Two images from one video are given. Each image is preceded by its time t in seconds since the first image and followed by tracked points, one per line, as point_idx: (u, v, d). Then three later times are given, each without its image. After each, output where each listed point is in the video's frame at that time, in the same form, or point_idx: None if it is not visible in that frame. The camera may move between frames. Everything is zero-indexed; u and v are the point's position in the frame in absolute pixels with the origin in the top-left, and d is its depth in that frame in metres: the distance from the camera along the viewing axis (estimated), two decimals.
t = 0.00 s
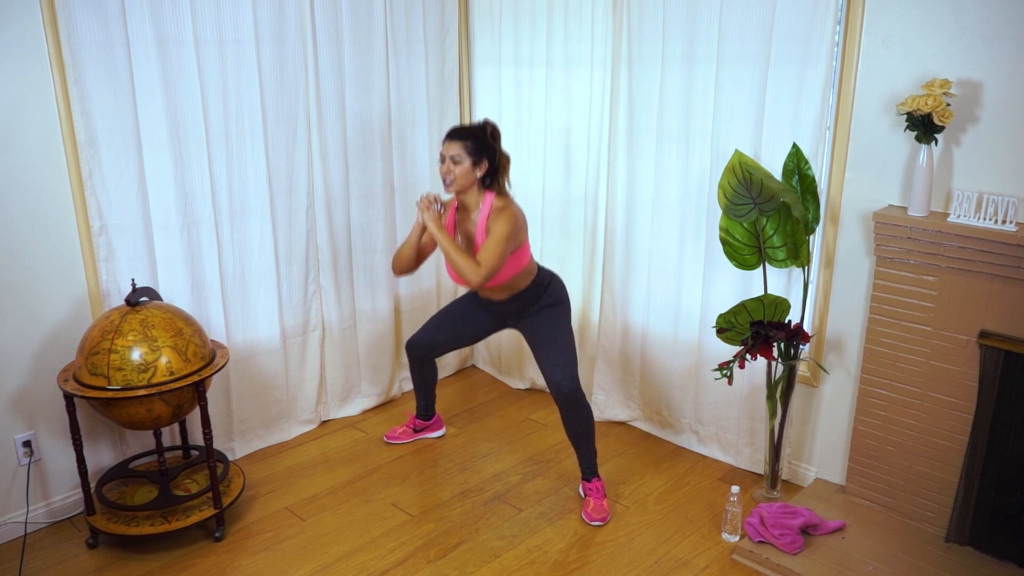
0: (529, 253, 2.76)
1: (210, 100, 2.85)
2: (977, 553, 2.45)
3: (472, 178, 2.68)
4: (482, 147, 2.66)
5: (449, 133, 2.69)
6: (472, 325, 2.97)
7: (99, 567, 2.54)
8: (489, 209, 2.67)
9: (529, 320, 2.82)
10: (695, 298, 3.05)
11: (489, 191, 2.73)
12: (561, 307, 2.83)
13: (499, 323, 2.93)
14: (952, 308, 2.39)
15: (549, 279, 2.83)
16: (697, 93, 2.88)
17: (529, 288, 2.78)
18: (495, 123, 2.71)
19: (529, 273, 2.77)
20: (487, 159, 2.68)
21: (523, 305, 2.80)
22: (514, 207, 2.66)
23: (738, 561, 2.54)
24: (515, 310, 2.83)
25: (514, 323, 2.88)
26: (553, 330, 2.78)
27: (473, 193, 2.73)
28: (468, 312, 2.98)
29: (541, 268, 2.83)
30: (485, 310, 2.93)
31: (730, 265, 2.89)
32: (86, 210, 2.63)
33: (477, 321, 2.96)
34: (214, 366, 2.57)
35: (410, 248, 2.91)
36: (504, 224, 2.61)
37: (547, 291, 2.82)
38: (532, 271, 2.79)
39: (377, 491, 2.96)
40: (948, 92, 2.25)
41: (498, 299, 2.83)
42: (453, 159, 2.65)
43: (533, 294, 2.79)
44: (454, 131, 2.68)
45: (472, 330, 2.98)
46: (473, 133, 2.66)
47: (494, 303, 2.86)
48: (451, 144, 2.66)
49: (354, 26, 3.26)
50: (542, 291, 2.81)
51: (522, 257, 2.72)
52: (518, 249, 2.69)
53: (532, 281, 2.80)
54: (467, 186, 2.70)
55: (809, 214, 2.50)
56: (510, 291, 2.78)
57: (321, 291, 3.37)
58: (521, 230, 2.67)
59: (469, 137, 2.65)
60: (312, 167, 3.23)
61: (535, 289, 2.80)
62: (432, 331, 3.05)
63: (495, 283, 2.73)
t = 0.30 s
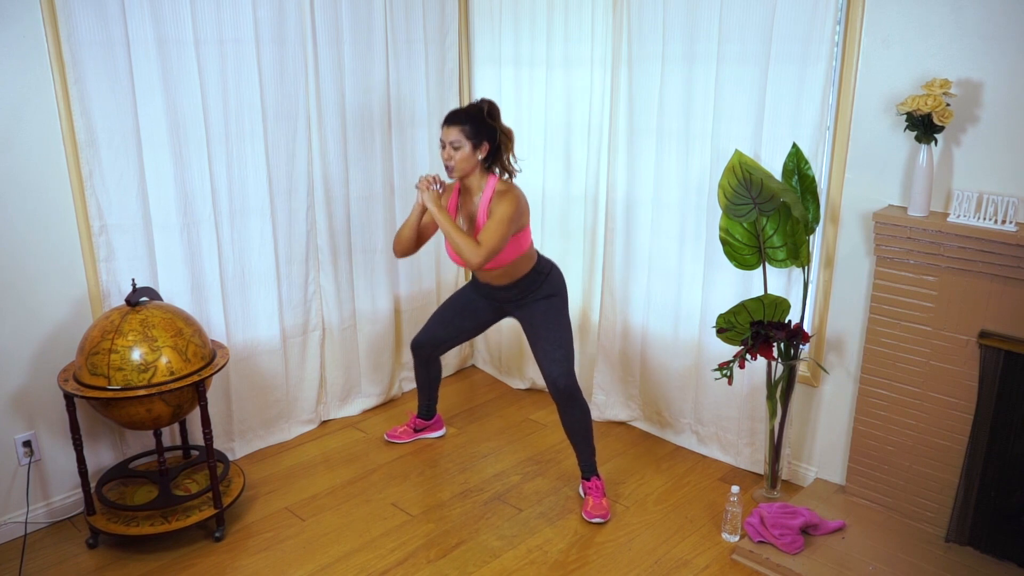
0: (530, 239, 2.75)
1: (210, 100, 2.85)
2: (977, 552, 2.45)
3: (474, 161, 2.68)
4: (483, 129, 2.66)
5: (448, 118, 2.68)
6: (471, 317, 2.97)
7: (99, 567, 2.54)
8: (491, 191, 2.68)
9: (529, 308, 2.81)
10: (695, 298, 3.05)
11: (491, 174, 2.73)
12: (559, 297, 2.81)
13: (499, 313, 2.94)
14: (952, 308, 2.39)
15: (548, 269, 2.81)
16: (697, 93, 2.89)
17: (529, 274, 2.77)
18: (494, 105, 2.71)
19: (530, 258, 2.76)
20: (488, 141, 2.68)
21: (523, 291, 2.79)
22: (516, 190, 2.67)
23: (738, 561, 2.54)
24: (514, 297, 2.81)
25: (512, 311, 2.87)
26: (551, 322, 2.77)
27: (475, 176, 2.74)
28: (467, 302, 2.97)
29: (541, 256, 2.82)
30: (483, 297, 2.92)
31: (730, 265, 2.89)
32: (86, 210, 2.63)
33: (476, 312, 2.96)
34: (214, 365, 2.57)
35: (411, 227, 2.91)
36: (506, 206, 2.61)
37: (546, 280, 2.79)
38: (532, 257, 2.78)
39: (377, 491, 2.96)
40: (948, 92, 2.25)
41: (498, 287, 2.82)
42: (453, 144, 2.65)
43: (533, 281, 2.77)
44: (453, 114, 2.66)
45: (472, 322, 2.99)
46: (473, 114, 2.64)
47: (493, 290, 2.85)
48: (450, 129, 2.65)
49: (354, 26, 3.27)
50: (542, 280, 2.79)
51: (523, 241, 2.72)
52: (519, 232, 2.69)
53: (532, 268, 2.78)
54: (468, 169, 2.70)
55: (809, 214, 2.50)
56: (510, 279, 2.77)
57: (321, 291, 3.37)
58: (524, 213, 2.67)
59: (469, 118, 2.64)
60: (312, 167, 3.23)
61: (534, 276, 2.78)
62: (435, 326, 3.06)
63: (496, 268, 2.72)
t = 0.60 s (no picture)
0: (528, 274, 2.76)
1: (210, 100, 2.85)
2: (977, 553, 2.45)
3: (470, 205, 2.68)
4: (478, 173, 2.66)
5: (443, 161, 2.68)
6: (469, 339, 2.97)
7: (99, 567, 2.54)
8: (488, 233, 2.68)
9: (529, 333, 2.82)
10: (695, 298, 3.05)
11: (488, 215, 2.74)
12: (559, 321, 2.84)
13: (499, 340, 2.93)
14: (952, 308, 2.39)
15: (548, 295, 2.84)
16: (697, 93, 2.89)
17: (528, 307, 2.79)
18: (486, 146, 2.70)
19: (528, 294, 2.78)
20: (483, 184, 2.68)
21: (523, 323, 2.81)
22: (513, 231, 2.67)
23: (738, 561, 2.54)
24: (514, 328, 2.83)
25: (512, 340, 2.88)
26: (551, 342, 2.78)
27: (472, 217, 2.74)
28: (466, 327, 2.98)
29: (539, 285, 2.84)
30: (484, 327, 2.93)
31: (730, 265, 2.89)
32: (86, 210, 2.63)
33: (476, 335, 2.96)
34: (214, 366, 2.57)
35: (407, 266, 2.93)
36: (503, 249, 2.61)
37: (546, 307, 2.82)
38: (531, 290, 2.80)
39: (377, 491, 2.96)
40: (948, 92, 2.25)
41: (497, 320, 2.84)
42: (450, 190, 2.65)
43: (532, 313, 2.80)
44: (447, 159, 2.65)
45: (471, 343, 2.98)
46: (468, 159, 2.64)
47: (492, 321, 2.87)
48: (445, 175, 2.64)
49: (354, 25, 3.26)
50: (542, 307, 2.81)
51: (521, 279, 2.73)
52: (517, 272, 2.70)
53: (531, 300, 2.81)
54: (465, 212, 2.70)
55: (810, 214, 2.50)
56: (509, 313, 2.79)
57: (321, 291, 3.37)
58: (520, 253, 2.68)
59: (464, 163, 2.63)
60: (312, 168, 3.23)
61: (534, 307, 2.80)
62: (429, 338, 3.06)
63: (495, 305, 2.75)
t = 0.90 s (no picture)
0: (530, 248, 2.75)
1: (210, 100, 2.85)
2: (977, 552, 2.45)
3: (472, 175, 2.67)
4: (479, 144, 2.65)
5: (444, 131, 2.67)
6: (471, 322, 2.97)
7: (99, 567, 2.54)
8: (490, 205, 2.67)
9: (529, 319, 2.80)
10: (695, 298, 3.05)
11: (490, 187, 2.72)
12: (559, 303, 2.81)
13: (499, 319, 2.93)
14: (952, 309, 2.39)
15: (548, 276, 2.81)
16: (697, 93, 2.89)
17: (528, 284, 2.77)
18: (488, 118, 2.69)
19: (530, 268, 2.76)
20: (484, 155, 2.67)
21: (523, 301, 2.79)
22: (514, 202, 2.66)
23: (738, 561, 2.54)
24: (514, 306, 2.81)
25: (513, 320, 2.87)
26: (551, 325, 2.77)
27: (474, 189, 2.73)
28: (468, 309, 2.97)
29: (541, 263, 2.82)
30: (485, 306, 2.92)
31: (730, 265, 2.89)
32: (86, 210, 2.63)
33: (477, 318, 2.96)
34: (214, 365, 2.56)
35: (407, 238, 2.92)
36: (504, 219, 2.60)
37: (546, 287, 2.80)
38: (533, 266, 2.78)
39: (377, 491, 2.96)
40: (948, 92, 2.25)
41: (499, 296, 2.83)
42: (451, 160, 2.64)
43: (533, 290, 2.78)
44: (448, 131, 2.65)
45: (472, 328, 2.98)
46: (468, 131, 2.63)
47: (494, 299, 2.86)
48: (446, 146, 2.64)
49: (354, 25, 3.27)
50: (542, 288, 2.79)
51: (523, 252, 2.72)
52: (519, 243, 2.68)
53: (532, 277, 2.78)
54: (467, 183, 2.69)
55: (809, 214, 2.50)
56: (511, 288, 2.77)
57: (321, 291, 3.37)
58: (522, 224, 2.66)
59: (464, 135, 2.63)
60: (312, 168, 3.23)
61: (534, 285, 2.78)
62: (431, 330, 3.05)
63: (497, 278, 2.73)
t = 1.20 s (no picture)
0: (531, 246, 2.74)
1: (210, 100, 2.85)
2: (977, 552, 2.45)
3: (476, 171, 2.67)
4: (484, 139, 2.66)
5: (451, 126, 2.68)
6: (472, 320, 2.97)
7: (99, 567, 2.54)
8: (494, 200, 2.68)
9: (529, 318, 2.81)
10: (695, 298, 3.06)
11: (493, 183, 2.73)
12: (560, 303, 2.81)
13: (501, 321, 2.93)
14: (952, 309, 2.39)
15: (550, 276, 2.81)
16: (697, 93, 2.89)
17: (529, 283, 2.76)
18: (494, 113, 2.70)
19: (532, 266, 2.76)
20: (489, 151, 2.68)
21: (524, 301, 2.78)
22: (518, 199, 2.66)
23: (738, 561, 2.54)
24: (516, 305, 2.80)
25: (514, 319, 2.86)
26: (551, 326, 2.77)
27: (478, 185, 2.73)
28: (469, 307, 2.97)
29: (541, 263, 2.81)
30: (486, 305, 2.92)
31: (730, 265, 2.89)
32: (86, 210, 2.63)
33: (478, 316, 2.96)
34: (214, 365, 2.56)
35: (410, 231, 2.91)
36: (508, 214, 2.60)
37: (547, 288, 2.79)
38: (534, 265, 2.78)
39: (377, 491, 2.96)
40: (948, 92, 2.25)
41: (500, 295, 2.82)
42: (456, 155, 2.64)
43: (535, 289, 2.77)
44: (453, 125, 2.65)
45: (474, 326, 2.98)
46: (474, 125, 2.64)
47: (496, 298, 2.84)
48: (451, 140, 2.64)
49: (354, 25, 3.27)
50: (543, 287, 2.78)
51: (525, 249, 2.72)
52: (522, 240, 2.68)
53: (533, 276, 2.78)
54: (471, 179, 2.69)
55: (809, 214, 2.50)
56: (512, 287, 2.76)
57: (321, 291, 3.37)
58: (526, 221, 2.67)
59: (469, 129, 2.63)
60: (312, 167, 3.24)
61: (535, 284, 2.77)
62: (434, 329, 3.06)
63: (498, 275, 2.73)
